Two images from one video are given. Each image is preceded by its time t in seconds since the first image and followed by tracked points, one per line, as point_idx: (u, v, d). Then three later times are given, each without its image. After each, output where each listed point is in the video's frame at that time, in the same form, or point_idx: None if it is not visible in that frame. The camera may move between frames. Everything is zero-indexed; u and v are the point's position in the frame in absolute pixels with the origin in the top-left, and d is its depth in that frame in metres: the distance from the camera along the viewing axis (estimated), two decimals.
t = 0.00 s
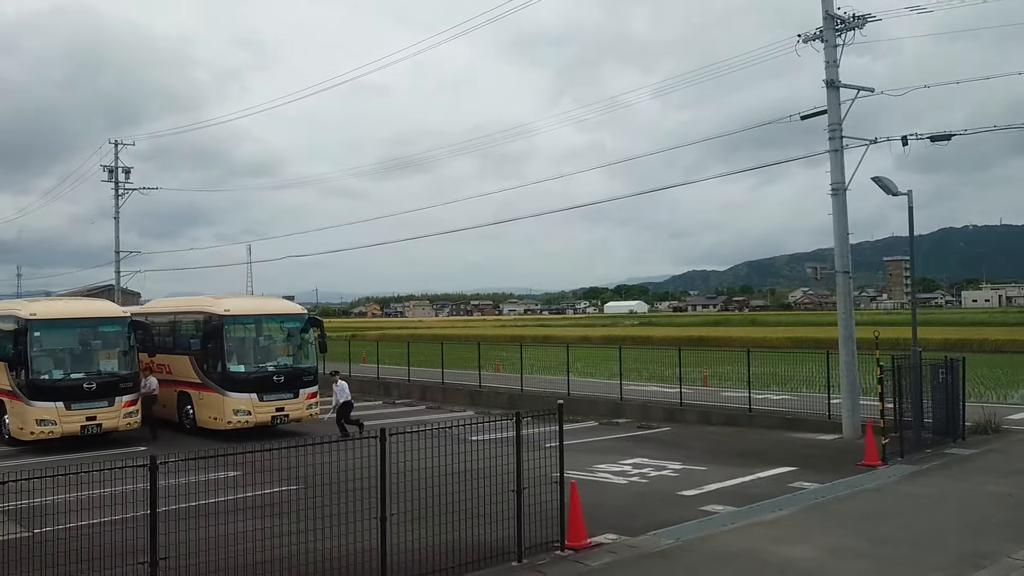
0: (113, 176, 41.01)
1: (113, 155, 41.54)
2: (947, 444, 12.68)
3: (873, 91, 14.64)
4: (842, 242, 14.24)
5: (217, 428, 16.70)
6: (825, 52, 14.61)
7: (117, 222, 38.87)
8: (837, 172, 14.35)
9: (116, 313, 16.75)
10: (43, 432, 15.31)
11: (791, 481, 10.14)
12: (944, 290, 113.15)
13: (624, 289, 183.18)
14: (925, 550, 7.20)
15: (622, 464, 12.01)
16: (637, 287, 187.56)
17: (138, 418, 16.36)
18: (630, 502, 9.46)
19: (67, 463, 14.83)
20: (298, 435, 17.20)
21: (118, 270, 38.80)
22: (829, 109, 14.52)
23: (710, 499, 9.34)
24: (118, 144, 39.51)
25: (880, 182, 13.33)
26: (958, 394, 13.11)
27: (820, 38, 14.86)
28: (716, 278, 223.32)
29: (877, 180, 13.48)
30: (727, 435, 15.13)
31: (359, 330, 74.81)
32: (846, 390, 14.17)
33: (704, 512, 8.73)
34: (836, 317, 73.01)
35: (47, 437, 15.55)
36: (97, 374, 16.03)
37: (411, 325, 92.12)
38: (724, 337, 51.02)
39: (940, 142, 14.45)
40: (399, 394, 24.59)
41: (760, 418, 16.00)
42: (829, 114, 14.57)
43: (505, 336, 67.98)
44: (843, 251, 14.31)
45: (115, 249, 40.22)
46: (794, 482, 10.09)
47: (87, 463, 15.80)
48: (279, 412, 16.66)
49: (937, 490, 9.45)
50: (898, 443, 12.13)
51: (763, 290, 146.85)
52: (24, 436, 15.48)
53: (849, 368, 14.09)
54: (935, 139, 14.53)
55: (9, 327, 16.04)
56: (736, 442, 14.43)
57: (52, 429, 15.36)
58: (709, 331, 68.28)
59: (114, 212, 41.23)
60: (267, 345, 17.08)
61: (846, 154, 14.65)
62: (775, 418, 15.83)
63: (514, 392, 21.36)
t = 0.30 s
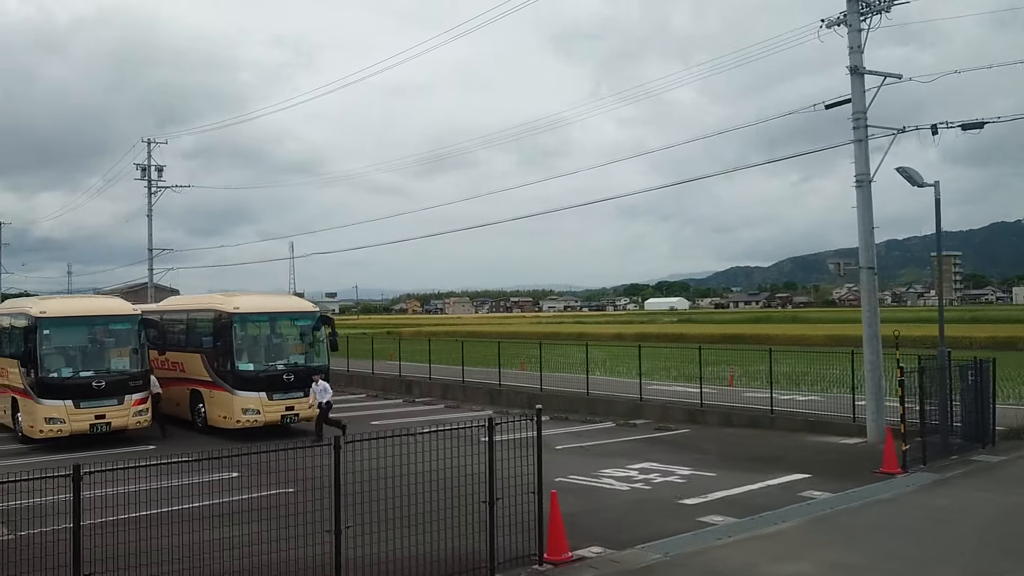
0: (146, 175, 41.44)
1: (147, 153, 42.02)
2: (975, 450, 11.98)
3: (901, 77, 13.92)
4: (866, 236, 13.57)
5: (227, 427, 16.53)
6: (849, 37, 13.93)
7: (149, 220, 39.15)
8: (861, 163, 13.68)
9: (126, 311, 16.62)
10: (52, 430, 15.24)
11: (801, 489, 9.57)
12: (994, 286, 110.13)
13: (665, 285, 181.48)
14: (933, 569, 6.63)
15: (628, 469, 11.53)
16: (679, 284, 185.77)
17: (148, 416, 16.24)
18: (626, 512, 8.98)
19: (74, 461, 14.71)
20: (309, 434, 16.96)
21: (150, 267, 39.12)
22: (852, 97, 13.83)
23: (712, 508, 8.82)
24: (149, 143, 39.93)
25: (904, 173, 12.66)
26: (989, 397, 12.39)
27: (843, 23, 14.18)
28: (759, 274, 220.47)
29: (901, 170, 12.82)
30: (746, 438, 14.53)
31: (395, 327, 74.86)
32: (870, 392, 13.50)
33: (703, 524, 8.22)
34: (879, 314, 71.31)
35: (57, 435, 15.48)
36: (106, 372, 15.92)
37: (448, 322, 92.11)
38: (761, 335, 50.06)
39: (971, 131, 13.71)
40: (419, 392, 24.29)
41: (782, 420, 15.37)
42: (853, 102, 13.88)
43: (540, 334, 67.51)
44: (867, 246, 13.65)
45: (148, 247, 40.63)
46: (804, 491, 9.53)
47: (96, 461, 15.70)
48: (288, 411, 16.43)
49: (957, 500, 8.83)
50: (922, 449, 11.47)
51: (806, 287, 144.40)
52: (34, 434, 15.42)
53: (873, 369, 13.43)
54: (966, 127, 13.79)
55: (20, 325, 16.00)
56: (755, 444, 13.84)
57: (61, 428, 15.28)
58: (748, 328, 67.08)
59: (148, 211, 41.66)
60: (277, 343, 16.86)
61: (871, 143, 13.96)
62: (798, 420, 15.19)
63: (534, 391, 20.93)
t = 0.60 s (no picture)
0: (188, 172, 41.93)
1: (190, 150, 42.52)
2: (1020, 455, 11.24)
3: (943, 61, 13.17)
4: (903, 227, 12.87)
5: (249, 424, 16.42)
6: (886, 18, 13.21)
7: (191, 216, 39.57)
8: (899, 150, 12.97)
9: (150, 307, 16.58)
10: (74, 426, 15.26)
11: (824, 497, 9.02)
12: None
13: (714, 280, 179.06)
14: None
15: (646, 472, 11.06)
16: (729, 279, 183.23)
17: (170, 413, 16.18)
18: (635, 520, 8.53)
19: (94, 457, 14.69)
20: (331, 432, 16.75)
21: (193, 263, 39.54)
22: (890, 81, 13.13)
23: (725, 518, 8.32)
24: (192, 140, 40.47)
25: (944, 161, 11.95)
26: None
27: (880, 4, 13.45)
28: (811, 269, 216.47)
29: (941, 157, 12.10)
30: (778, 439, 13.93)
31: (440, 323, 74.86)
32: (908, 392, 12.81)
33: (712, 535, 7.73)
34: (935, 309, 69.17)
35: (80, 431, 15.50)
36: (129, 368, 15.88)
37: (493, 318, 91.91)
38: (810, 331, 48.80)
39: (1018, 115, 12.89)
40: (451, 388, 24.01)
41: (817, 421, 14.73)
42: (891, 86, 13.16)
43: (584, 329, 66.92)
44: (905, 238, 12.95)
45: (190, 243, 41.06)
46: (828, 499, 8.97)
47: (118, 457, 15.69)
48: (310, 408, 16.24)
49: (993, 511, 8.20)
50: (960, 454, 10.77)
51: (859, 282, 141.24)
52: (57, 430, 15.46)
53: (912, 367, 12.72)
54: (1013, 111, 12.98)
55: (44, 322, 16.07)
56: (785, 446, 13.24)
57: (83, 424, 15.30)
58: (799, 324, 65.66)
59: (190, 207, 42.10)
60: (299, 340, 16.68)
61: (909, 129, 13.23)
62: (833, 421, 14.53)
63: (564, 388, 20.49)
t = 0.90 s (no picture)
0: (239, 167, 42.39)
1: (240, 146, 43.06)
2: None
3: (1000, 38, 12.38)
4: (956, 215, 12.15)
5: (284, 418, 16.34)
6: None
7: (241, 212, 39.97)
8: (952, 134, 12.24)
9: (185, 302, 16.60)
10: (111, 420, 15.35)
11: (863, 503, 8.46)
12: None
13: (774, 274, 175.89)
14: None
15: (678, 473, 10.59)
16: (788, 273, 179.75)
17: (206, 407, 16.18)
18: (658, 525, 8.09)
19: (128, 451, 14.74)
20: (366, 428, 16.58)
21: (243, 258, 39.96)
22: (942, 61, 12.39)
23: (753, 524, 7.84)
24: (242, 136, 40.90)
25: (1000, 144, 11.21)
26: None
27: None
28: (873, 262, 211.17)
29: (996, 141, 11.35)
30: (822, 439, 13.31)
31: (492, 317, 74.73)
32: (962, 390, 12.08)
33: (736, 543, 7.26)
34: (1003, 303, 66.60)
35: (117, 425, 15.59)
36: (164, 362, 15.92)
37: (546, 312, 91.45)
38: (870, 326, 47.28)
39: None
40: (492, 383, 23.72)
41: (865, 420, 14.05)
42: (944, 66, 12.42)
43: (637, 323, 66.07)
44: (958, 226, 12.22)
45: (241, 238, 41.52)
46: (867, 505, 8.41)
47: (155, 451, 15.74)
48: (343, 403, 16.08)
49: None
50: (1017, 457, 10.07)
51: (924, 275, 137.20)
52: (94, 424, 15.59)
53: (966, 364, 11.98)
54: None
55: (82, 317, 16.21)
56: (829, 446, 12.63)
57: (119, 418, 15.38)
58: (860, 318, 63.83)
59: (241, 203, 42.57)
60: (333, 335, 16.54)
61: (963, 111, 12.47)
62: (883, 420, 13.85)
63: (605, 384, 20.04)
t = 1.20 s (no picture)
0: (298, 164, 42.89)
1: (301, 143, 43.55)
2: None
3: None
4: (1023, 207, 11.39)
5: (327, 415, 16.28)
6: None
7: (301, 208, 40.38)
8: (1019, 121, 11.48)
9: (232, 297, 16.69)
10: (158, 414, 15.50)
11: (913, 516, 7.91)
12: None
13: (843, 270, 171.52)
14: None
15: (720, 478, 10.13)
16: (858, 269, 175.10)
17: (251, 402, 16.23)
18: (689, 535, 7.69)
19: (173, 444, 14.84)
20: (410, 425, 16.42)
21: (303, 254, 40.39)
22: (1010, 44, 11.63)
23: (791, 536, 7.37)
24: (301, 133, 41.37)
25: None
26: None
27: None
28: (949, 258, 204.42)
29: None
30: (880, 444, 12.65)
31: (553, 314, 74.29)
32: None
33: (770, 557, 6.80)
34: None
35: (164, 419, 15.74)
36: (210, 357, 16.01)
37: (608, 308, 90.75)
38: (944, 325, 45.46)
39: None
40: (543, 380, 23.40)
41: (927, 425, 13.33)
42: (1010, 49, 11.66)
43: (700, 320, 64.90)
44: None
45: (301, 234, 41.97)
46: (918, 518, 7.85)
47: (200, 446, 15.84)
48: (386, 400, 15.94)
49: None
50: None
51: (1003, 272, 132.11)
52: (142, 417, 15.76)
53: None
54: None
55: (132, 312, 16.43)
56: (885, 451, 11.98)
57: (166, 412, 15.52)
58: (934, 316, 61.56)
59: (301, 199, 43.05)
60: (376, 331, 16.41)
61: None
62: (945, 424, 13.10)
63: (656, 383, 19.53)
